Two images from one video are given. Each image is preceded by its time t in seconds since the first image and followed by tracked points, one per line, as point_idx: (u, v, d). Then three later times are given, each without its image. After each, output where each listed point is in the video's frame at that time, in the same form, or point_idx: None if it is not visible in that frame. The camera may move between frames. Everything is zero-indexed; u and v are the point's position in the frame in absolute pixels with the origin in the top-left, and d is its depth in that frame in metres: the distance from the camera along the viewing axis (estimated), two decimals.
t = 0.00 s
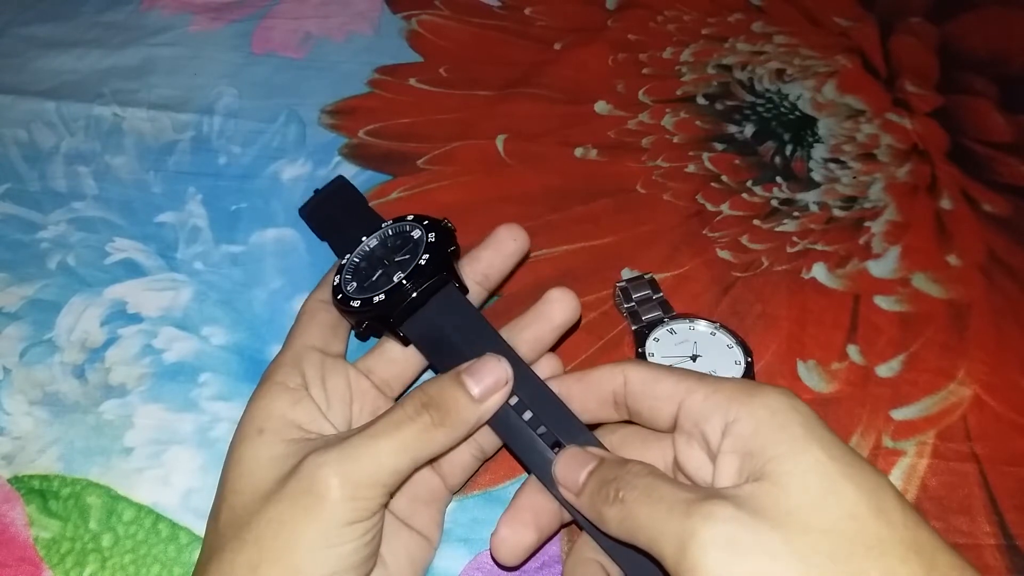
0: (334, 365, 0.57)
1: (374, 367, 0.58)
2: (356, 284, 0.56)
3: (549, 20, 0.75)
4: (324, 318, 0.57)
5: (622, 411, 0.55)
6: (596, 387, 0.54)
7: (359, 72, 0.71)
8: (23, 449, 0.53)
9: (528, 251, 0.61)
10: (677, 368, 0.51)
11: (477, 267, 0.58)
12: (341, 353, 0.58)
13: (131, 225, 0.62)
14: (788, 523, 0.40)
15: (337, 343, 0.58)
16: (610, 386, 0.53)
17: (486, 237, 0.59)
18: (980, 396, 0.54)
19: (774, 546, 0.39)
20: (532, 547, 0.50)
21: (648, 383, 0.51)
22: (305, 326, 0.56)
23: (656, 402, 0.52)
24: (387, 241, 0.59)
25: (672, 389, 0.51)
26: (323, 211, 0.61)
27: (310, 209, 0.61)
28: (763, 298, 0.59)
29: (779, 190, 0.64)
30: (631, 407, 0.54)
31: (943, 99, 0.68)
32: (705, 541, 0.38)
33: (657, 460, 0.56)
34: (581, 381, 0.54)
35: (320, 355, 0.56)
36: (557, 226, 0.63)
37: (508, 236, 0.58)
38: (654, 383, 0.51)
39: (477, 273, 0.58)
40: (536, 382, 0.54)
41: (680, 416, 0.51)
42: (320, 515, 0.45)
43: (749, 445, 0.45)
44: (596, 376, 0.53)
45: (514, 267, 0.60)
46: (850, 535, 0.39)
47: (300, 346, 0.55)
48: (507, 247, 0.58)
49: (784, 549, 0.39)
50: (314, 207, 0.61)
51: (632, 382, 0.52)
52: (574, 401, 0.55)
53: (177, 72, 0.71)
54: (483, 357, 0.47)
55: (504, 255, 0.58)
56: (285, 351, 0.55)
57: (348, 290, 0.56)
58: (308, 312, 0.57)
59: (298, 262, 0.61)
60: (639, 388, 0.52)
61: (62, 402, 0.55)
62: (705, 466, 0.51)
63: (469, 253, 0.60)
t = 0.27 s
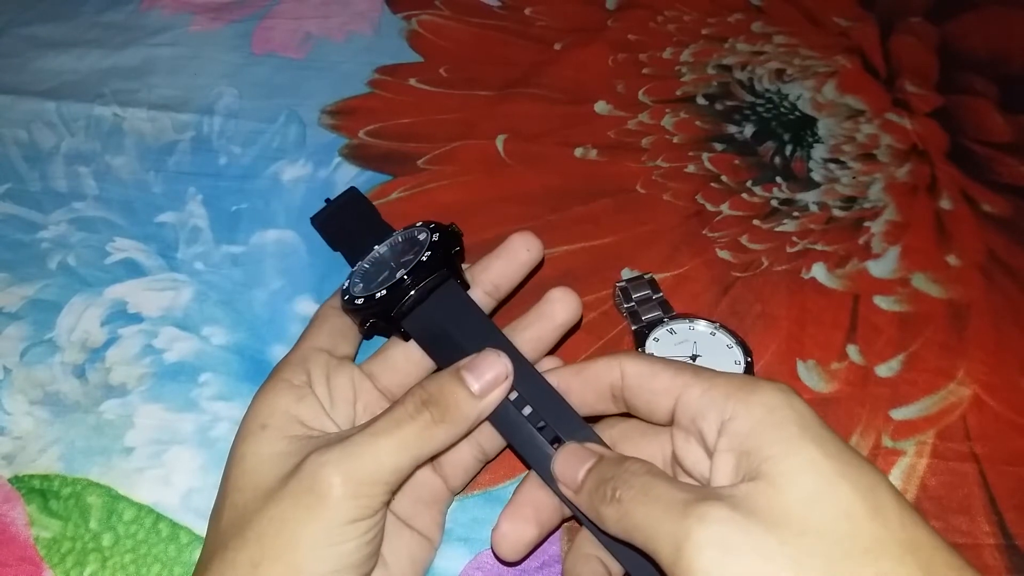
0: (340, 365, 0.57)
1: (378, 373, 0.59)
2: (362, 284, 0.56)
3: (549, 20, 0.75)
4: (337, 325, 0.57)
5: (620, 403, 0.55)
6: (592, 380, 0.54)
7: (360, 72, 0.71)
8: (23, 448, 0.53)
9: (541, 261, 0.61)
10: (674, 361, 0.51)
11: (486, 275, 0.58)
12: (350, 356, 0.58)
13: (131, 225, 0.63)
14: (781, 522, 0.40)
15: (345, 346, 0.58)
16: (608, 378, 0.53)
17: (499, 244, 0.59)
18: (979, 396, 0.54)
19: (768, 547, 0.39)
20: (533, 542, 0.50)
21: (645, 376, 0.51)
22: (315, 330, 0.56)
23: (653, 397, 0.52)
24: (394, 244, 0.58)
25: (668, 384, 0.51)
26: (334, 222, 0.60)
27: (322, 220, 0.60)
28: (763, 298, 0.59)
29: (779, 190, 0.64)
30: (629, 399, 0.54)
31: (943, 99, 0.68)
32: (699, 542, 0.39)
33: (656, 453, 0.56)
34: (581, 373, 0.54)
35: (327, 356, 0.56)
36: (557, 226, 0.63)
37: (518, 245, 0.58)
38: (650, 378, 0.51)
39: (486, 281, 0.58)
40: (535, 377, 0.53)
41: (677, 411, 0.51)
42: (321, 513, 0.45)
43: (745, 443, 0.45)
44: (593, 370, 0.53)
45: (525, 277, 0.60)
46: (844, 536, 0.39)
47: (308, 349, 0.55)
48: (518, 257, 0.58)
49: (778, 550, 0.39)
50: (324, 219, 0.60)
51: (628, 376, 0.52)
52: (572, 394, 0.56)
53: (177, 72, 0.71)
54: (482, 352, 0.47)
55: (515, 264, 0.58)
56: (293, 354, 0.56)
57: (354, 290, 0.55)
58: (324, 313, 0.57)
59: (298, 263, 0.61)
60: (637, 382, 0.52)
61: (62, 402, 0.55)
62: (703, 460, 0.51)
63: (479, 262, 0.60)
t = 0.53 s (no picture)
0: (342, 367, 0.57)
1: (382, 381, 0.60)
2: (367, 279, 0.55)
3: (549, 20, 0.75)
4: (349, 328, 0.58)
5: (616, 390, 0.55)
6: (589, 366, 0.54)
7: (360, 72, 0.71)
8: (23, 448, 0.53)
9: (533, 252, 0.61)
10: (669, 349, 0.51)
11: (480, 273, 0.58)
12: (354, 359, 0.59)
13: (131, 225, 0.63)
14: (770, 514, 0.40)
15: (351, 349, 0.58)
16: (603, 365, 0.54)
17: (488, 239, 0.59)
18: (980, 396, 0.54)
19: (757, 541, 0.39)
20: (529, 527, 0.51)
21: (640, 364, 0.52)
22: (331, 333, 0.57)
23: (649, 386, 0.52)
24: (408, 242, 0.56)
25: (663, 372, 0.51)
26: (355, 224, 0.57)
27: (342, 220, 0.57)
28: (763, 298, 0.59)
29: (779, 190, 0.64)
30: (624, 387, 0.54)
31: (943, 99, 0.68)
32: (691, 536, 0.39)
33: (654, 438, 0.57)
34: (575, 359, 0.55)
35: (332, 356, 0.57)
36: (558, 226, 0.63)
37: (510, 239, 0.58)
38: (645, 366, 0.51)
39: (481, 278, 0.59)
40: (533, 364, 0.53)
41: (672, 399, 0.51)
42: (322, 510, 0.45)
43: (737, 434, 0.44)
44: (586, 357, 0.54)
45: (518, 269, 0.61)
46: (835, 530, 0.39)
47: (314, 351, 0.55)
48: (509, 251, 0.58)
49: (767, 543, 0.39)
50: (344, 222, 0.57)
51: (623, 364, 0.53)
52: (570, 381, 0.56)
53: (177, 72, 0.71)
54: (476, 342, 0.47)
55: (506, 258, 0.58)
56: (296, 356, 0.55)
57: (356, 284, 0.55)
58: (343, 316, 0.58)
59: (298, 262, 0.61)
60: (633, 370, 0.52)
61: (62, 402, 0.55)
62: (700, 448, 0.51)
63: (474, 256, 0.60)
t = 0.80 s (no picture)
0: (335, 368, 0.56)
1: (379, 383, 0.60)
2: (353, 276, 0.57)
3: (549, 20, 0.75)
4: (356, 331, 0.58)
5: (606, 382, 0.55)
6: (580, 359, 0.54)
7: (360, 72, 0.71)
8: (23, 448, 0.53)
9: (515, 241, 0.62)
10: (661, 342, 0.51)
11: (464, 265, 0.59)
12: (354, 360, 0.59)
13: (131, 225, 0.63)
14: (759, 509, 0.40)
15: (352, 350, 0.59)
16: (593, 359, 0.53)
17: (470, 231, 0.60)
18: (980, 396, 0.54)
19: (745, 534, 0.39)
20: (522, 518, 0.51)
21: (631, 358, 0.51)
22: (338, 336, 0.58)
23: (640, 379, 0.52)
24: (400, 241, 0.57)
25: (654, 365, 0.50)
26: (363, 224, 0.58)
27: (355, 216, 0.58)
28: (763, 298, 0.59)
29: (779, 190, 0.64)
30: (615, 379, 0.54)
31: (943, 99, 0.68)
32: (678, 531, 0.39)
33: (645, 429, 0.57)
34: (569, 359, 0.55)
35: (331, 357, 0.57)
36: (557, 226, 0.63)
37: (490, 228, 0.59)
38: (636, 360, 0.51)
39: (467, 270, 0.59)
40: (522, 358, 0.53)
41: (661, 392, 0.51)
42: (311, 504, 0.45)
43: (726, 428, 0.44)
44: (576, 350, 0.54)
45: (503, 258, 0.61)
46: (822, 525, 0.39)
47: (315, 351, 0.56)
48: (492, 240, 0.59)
49: (754, 538, 0.39)
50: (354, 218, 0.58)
51: (614, 357, 0.52)
52: (562, 374, 0.56)
53: (177, 72, 0.71)
54: (466, 336, 0.47)
55: (489, 249, 0.59)
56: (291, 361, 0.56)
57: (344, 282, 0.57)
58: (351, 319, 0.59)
59: (298, 262, 0.61)
60: (624, 363, 0.52)
61: (62, 402, 0.55)
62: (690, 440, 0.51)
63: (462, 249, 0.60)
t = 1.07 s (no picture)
0: (341, 367, 0.57)
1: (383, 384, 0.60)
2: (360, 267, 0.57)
3: (549, 20, 0.75)
4: (361, 331, 0.59)
5: (604, 384, 0.55)
6: (580, 362, 0.54)
7: (360, 72, 0.71)
8: (23, 448, 0.53)
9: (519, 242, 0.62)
10: (659, 346, 0.50)
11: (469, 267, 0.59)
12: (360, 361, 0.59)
13: (131, 225, 0.63)
14: (750, 514, 0.40)
15: (356, 350, 0.59)
16: (592, 361, 0.53)
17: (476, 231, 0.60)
18: (980, 396, 0.54)
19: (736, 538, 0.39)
20: (518, 522, 0.51)
21: (628, 360, 0.51)
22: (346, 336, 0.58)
23: (636, 381, 0.52)
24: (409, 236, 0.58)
25: (650, 368, 0.50)
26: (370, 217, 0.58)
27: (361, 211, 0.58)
28: (763, 298, 0.59)
29: (779, 190, 0.64)
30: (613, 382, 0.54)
31: (943, 99, 0.68)
32: (671, 534, 0.39)
33: (641, 431, 0.57)
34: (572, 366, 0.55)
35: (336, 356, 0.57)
36: (557, 226, 0.63)
37: (495, 228, 0.59)
38: (633, 362, 0.51)
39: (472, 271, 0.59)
40: (523, 360, 0.53)
41: (656, 396, 0.51)
42: (315, 501, 0.45)
43: (720, 431, 0.44)
44: (578, 352, 0.53)
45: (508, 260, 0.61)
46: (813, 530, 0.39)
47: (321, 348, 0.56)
48: (496, 241, 0.59)
49: (745, 542, 0.39)
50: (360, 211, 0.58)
51: (614, 359, 0.52)
52: (561, 377, 0.55)
53: (177, 72, 0.71)
54: (468, 336, 0.47)
55: (494, 249, 0.59)
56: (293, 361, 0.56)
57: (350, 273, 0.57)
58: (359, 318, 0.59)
59: (298, 262, 0.61)
60: (621, 366, 0.52)
61: (62, 402, 0.55)
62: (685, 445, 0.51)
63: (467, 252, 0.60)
